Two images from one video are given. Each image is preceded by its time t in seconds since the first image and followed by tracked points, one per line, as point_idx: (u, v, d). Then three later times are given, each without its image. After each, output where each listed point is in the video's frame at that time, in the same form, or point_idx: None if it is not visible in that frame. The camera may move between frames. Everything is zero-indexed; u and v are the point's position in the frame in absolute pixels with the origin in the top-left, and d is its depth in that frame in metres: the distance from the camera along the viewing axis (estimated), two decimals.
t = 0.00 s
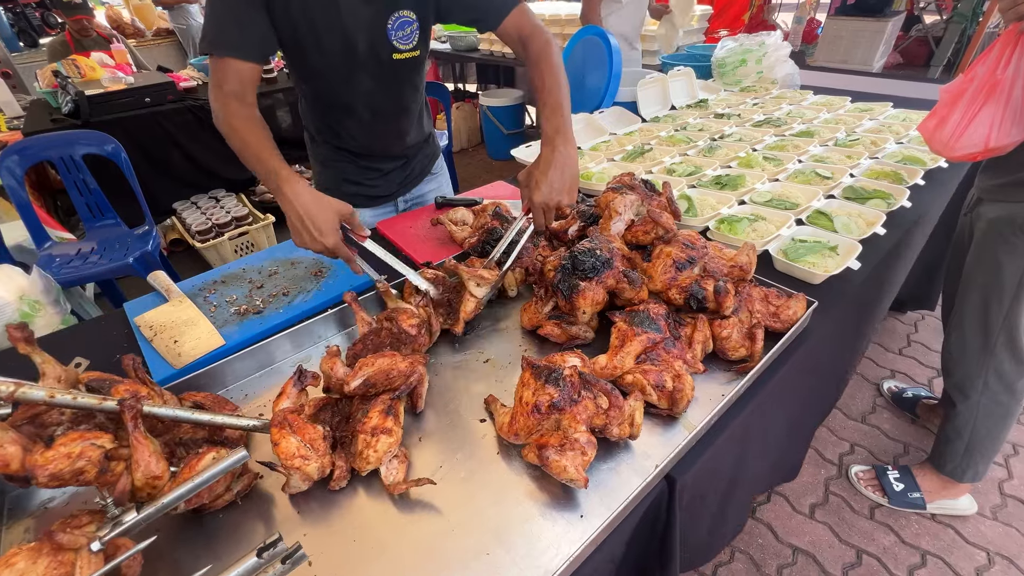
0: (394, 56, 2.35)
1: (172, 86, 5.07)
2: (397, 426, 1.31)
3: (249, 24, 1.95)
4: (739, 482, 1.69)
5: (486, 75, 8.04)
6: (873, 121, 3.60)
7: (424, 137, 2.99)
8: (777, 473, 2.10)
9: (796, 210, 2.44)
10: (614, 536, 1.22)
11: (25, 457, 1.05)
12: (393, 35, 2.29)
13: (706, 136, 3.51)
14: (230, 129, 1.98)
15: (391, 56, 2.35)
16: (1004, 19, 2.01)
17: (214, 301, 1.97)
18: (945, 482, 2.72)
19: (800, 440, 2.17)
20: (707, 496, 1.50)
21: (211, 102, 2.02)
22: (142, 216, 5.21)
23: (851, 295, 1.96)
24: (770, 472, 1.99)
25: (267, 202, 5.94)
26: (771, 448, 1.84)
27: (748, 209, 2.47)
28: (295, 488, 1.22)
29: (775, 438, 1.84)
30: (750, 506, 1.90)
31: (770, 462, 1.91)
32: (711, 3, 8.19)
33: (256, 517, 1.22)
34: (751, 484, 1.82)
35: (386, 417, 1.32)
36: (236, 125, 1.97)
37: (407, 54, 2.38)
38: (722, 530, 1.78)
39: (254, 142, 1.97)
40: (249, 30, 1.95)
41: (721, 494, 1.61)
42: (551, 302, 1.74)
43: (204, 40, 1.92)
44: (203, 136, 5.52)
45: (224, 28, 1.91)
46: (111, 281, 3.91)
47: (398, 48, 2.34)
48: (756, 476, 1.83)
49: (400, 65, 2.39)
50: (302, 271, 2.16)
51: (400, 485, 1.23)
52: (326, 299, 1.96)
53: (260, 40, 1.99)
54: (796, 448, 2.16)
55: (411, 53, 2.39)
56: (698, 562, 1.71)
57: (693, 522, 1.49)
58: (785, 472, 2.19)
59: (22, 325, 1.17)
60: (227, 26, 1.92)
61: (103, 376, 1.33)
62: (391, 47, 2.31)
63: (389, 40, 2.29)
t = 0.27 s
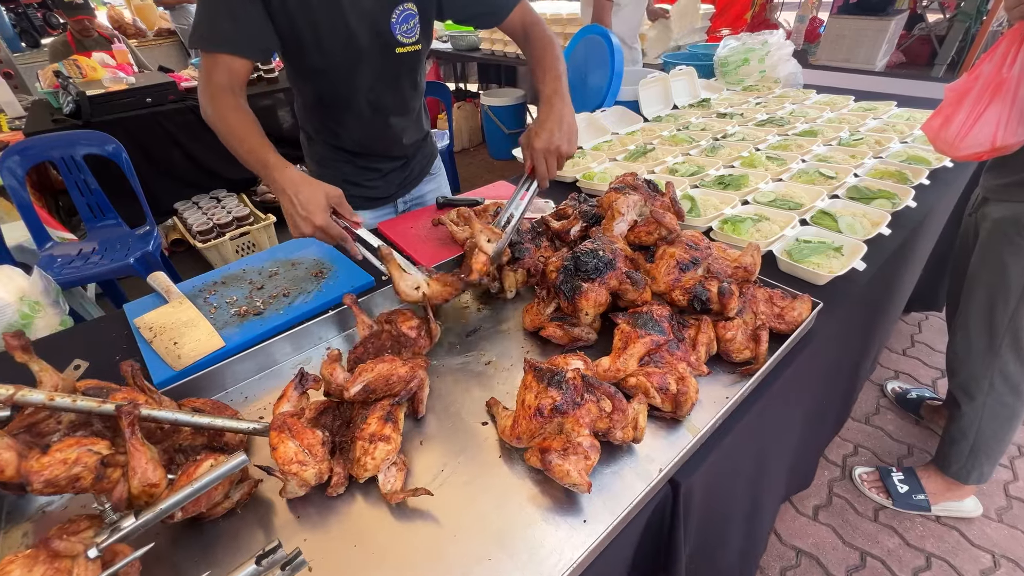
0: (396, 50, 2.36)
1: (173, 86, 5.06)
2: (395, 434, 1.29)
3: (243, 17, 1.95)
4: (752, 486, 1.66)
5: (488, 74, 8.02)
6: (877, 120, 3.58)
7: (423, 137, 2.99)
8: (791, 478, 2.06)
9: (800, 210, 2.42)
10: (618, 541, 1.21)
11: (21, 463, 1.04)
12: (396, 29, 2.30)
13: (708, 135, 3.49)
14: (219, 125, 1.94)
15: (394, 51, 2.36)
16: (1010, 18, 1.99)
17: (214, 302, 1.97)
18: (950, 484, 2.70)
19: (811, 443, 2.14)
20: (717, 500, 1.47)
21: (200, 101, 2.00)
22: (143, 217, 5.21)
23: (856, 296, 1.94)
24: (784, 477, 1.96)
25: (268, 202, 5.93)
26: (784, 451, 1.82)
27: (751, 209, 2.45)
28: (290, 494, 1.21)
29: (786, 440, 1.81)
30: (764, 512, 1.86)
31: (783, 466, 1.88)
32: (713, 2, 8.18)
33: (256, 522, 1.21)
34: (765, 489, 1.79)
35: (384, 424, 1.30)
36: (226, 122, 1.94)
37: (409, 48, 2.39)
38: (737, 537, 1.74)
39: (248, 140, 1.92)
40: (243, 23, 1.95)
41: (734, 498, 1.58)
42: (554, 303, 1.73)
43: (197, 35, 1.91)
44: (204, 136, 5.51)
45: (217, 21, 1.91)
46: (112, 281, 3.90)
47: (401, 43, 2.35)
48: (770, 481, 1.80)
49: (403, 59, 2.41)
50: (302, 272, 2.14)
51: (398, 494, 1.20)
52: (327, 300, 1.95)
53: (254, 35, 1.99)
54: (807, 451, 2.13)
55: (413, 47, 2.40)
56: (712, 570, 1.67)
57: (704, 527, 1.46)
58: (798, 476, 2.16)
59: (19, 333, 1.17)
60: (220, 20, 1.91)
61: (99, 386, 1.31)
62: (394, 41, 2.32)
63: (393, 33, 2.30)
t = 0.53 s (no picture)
0: (396, 49, 2.36)
1: (176, 87, 5.07)
2: (404, 433, 1.28)
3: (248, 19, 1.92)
4: (761, 489, 1.64)
5: (490, 74, 8.02)
6: (882, 118, 3.56)
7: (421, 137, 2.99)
8: (799, 480, 2.04)
9: (806, 209, 2.40)
10: (625, 543, 1.19)
11: (57, 464, 1.06)
12: (397, 28, 2.30)
13: (712, 135, 3.48)
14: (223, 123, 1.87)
15: (394, 50, 2.35)
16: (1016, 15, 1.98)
17: (217, 302, 1.96)
18: (958, 486, 2.68)
19: (820, 446, 2.11)
20: (726, 503, 1.45)
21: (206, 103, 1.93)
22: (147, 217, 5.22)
23: (863, 296, 1.92)
24: (792, 479, 1.93)
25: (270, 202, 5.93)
26: (793, 453, 1.79)
27: (756, 208, 2.44)
28: (297, 495, 1.20)
29: (795, 443, 1.79)
30: (775, 516, 1.84)
31: (792, 468, 1.86)
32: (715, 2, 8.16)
33: (260, 523, 1.20)
34: (775, 493, 1.76)
35: (393, 424, 1.29)
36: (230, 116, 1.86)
37: (409, 47, 2.39)
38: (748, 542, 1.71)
39: (252, 134, 1.81)
40: (248, 25, 1.93)
41: (743, 502, 1.55)
42: (558, 303, 1.71)
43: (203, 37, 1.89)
44: (207, 137, 5.52)
45: (222, 23, 1.88)
46: (115, 281, 3.91)
47: (401, 42, 2.35)
48: (779, 485, 1.78)
49: (403, 58, 2.41)
50: (305, 272, 2.14)
51: (407, 495, 1.20)
52: (330, 300, 1.94)
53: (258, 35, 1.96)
54: (816, 454, 2.11)
55: (413, 46, 2.40)
56: None
57: (713, 531, 1.43)
58: (807, 479, 2.13)
59: (65, 332, 1.28)
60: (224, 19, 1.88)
61: (130, 381, 1.35)
62: (393, 40, 2.32)
63: (393, 32, 2.30)
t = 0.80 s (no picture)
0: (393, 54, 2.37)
1: (180, 89, 5.10)
2: (409, 432, 1.28)
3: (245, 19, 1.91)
4: (762, 490, 1.64)
5: (493, 75, 8.02)
6: (885, 119, 3.55)
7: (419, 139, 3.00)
8: (800, 481, 2.03)
9: (808, 210, 2.40)
10: (625, 544, 1.19)
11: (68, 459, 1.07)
12: (392, 33, 2.30)
13: (714, 135, 3.47)
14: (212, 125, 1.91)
15: (390, 54, 2.36)
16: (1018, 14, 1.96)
17: (219, 302, 1.97)
18: (962, 487, 2.66)
19: (821, 446, 2.11)
20: (727, 503, 1.45)
21: (189, 93, 1.94)
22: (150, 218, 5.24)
23: (865, 297, 1.92)
24: (793, 480, 1.93)
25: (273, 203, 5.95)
26: (793, 454, 1.79)
27: (758, 209, 2.43)
28: (303, 495, 1.21)
29: (796, 443, 1.79)
30: (774, 517, 1.83)
31: (792, 469, 1.85)
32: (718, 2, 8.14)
33: (262, 523, 1.20)
34: (775, 493, 1.76)
35: (398, 422, 1.29)
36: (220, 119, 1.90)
37: (405, 52, 2.40)
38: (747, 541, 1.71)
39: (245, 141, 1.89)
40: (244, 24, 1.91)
41: (743, 503, 1.55)
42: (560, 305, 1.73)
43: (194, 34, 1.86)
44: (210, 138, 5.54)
45: (218, 22, 1.85)
46: (119, 282, 3.93)
47: (397, 47, 2.36)
48: (779, 486, 1.77)
49: (399, 62, 2.41)
50: (307, 273, 2.15)
51: (412, 494, 1.20)
52: (332, 300, 1.95)
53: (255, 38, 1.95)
54: (817, 455, 2.10)
55: (409, 51, 2.41)
56: None
57: (714, 531, 1.43)
58: (808, 480, 2.12)
59: (69, 333, 1.32)
60: (220, 20, 1.86)
61: (134, 381, 1.36)
62: (390, 45, 2.33)
63: (389, 37, 2.30)
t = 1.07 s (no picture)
0: (392, 51, 2.37)
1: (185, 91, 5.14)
2: (411, 431, 1.30)
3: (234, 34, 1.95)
4: (757, 487, 1.65)
5: (495, 77, 8.05)
6: (887, 120, 3.54)
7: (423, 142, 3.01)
8: (797, 480, 2.04)
9: (809, 211, 2.40)
10: (625, 542, 1.20)
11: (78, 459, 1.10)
12: (392, 30, 2.31)
13: (716, 136, 3.47)
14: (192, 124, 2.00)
15: (390, 52, 2.37)
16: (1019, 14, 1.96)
17: (224, 303, 1.99)
18: (965, 489, 2.65)
19: (818, 445, 2.12)
20: (723, 501, 1.46)
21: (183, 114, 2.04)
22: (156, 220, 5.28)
23: (866, 297, 1.92)
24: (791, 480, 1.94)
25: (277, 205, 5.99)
26: (790, 453, 1.80)
27: (759, 210, 2.44)
28: (307, 493, 1.22)
29: (792, 442, 1.80)
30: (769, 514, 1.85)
31: (789, 467, 1.86)
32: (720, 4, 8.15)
33: (268, 519, 1.22)
34: (771, 491, 1.77)
35: (400, 421, 1.31)
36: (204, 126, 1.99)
37: (405, 48, 2.40)
38: (740, 536, 1.73)
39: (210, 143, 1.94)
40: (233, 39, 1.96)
41: (739, 500, 1.56)
42: (561, 306, 1.75)
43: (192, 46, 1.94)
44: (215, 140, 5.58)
45: (209, 35, 1.93)
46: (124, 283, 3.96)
47: (397, 44, 2.37)
48: (776, 484, 1.78)
49: (399, 60, 2.42)
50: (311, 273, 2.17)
51: (415, 491, 1.22)
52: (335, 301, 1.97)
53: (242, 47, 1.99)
54: (813, 453, 2.11)
55: (409, 47, 2.41)
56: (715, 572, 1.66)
57: (710, 528, 1.44)
58: (804, 478, 2.14)
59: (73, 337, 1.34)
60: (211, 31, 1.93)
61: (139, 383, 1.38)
62: (389, 42, 2.33)
63: (387, 33, 2.31)
